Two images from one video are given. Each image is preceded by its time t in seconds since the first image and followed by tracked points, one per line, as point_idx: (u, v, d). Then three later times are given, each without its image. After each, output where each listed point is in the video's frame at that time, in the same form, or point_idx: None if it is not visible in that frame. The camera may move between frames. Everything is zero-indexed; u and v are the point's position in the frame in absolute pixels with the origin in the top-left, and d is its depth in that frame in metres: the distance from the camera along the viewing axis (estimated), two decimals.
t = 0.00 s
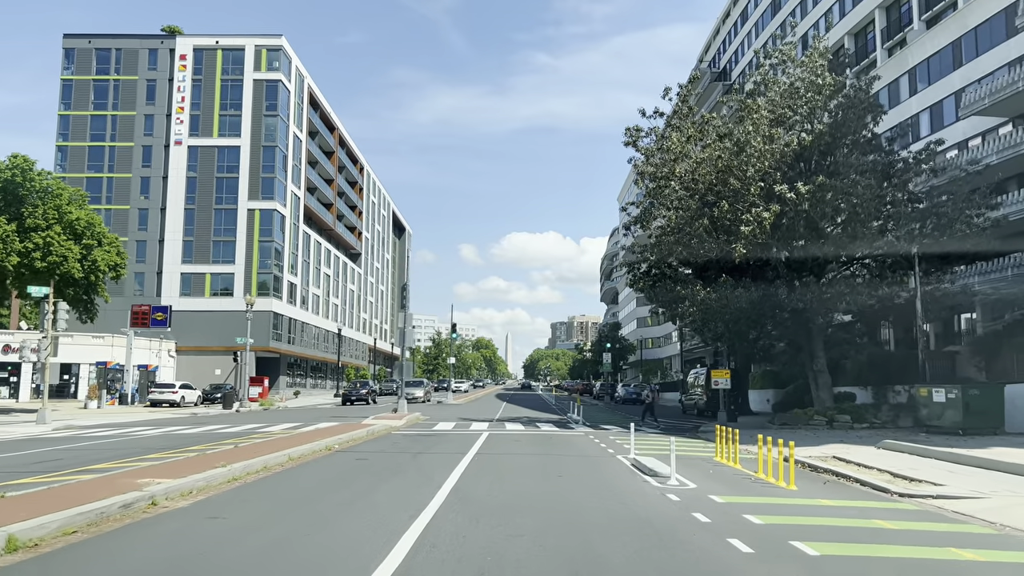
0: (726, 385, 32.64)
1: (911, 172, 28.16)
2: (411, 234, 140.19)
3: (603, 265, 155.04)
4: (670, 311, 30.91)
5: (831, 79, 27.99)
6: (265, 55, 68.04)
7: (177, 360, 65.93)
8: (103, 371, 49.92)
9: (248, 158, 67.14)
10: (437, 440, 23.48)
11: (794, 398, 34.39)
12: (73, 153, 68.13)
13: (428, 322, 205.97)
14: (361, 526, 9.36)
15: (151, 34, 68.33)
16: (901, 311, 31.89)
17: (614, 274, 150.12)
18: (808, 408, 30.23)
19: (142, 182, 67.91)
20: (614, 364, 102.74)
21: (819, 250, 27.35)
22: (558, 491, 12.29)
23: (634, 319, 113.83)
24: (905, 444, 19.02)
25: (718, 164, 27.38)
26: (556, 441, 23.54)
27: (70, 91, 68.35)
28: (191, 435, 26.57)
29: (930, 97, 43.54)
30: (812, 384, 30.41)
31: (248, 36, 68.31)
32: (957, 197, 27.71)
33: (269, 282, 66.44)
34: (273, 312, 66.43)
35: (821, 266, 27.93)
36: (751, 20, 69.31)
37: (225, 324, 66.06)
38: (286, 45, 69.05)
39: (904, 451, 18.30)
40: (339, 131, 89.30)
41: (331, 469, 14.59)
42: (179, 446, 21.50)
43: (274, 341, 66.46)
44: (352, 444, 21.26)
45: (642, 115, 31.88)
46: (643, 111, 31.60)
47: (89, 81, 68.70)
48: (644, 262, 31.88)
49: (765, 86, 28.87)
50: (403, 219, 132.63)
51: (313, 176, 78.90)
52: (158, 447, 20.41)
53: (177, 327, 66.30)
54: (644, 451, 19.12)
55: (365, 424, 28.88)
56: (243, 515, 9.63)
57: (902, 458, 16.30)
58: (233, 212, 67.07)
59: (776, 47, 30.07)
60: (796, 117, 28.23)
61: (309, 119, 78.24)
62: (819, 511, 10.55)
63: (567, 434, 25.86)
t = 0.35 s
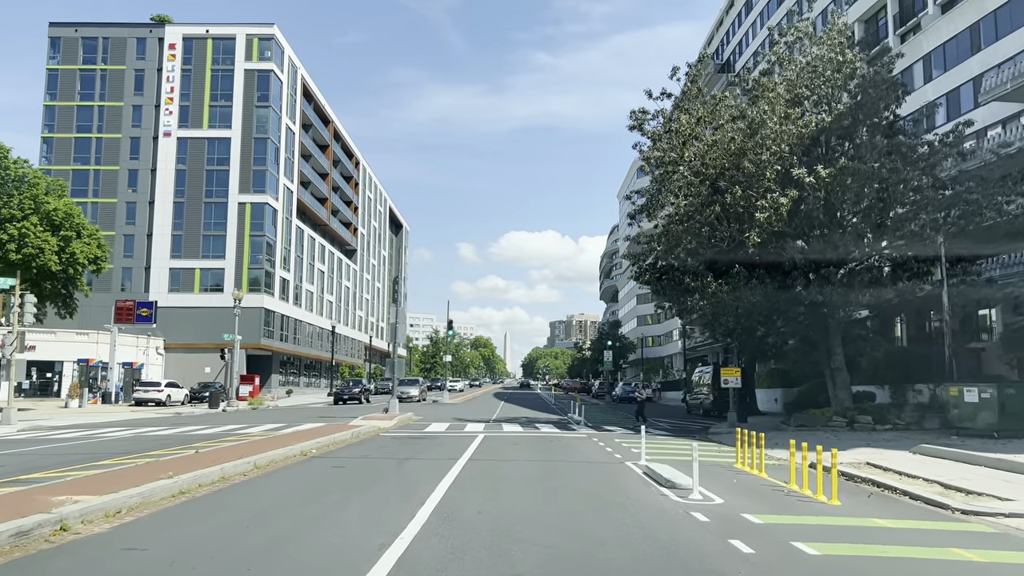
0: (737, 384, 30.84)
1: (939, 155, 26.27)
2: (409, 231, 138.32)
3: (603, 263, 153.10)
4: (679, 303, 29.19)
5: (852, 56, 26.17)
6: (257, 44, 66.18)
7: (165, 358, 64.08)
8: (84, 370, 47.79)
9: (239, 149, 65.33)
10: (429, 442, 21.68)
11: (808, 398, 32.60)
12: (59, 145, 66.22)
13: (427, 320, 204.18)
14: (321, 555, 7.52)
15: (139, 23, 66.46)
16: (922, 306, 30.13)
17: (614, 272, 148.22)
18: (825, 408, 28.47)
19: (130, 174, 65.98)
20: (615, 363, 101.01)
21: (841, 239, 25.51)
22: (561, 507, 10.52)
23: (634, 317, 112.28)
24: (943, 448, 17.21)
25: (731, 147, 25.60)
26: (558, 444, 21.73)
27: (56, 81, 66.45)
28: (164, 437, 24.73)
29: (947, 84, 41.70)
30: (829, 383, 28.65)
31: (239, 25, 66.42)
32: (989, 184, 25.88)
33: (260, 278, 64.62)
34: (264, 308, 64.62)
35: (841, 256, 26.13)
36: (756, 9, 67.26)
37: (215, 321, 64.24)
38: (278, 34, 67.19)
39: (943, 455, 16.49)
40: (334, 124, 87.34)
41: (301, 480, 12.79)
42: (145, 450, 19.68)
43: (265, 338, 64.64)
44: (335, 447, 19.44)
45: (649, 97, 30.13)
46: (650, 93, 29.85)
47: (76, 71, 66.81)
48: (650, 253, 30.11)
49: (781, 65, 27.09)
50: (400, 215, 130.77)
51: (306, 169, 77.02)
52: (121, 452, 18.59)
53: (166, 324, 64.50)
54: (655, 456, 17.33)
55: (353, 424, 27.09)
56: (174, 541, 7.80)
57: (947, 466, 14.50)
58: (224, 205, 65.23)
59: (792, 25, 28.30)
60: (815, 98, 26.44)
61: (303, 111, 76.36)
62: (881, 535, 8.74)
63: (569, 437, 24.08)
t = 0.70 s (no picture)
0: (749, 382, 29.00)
1: (972, 138, 24.36)
2: (406, 228, 136.48)
3: (603, 260, 151.20)
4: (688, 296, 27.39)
5: (878, 30, 24.29)
6: (248, 32, 64.18)
7: (153, 355, 62.18)
8: (64, 368, 45.22)
9: (230, 140, 63.44)
10: (419, 444, 19.75)
11: (825, 397, 30.86)
12: (44, 136, 64.20)
13: (425, 318, 202.42)
14: None
15: (127, 10, 64.46)
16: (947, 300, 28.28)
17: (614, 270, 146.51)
18: (844, 409, 26.65)
19: (117, 166, 63.98)
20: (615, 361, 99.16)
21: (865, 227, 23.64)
22: (564, 534, 8.57)
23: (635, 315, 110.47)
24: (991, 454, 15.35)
25: (746, 126, 23.75)
26: (561, 446, 19.85)
27: (41, 69, 64.43)
28: (132, 439, 22.82)
29: (965, 71, 39.67)
30: (849, 381, 26.87)
31: (230, 13, 64.44)
32: None
33: (251, 273, 62.75)
34: (255, 304, 62.77)
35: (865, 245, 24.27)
36: None
37: (204, 317, 62.38)
38: (270, 22, 65.22)
39: (994, 463, 14.65)
40: (329, 116, 85.34)
41: (255, 501, 10.78)
42: (103, 455, 17.76)
43: (256, 335, 62.72)
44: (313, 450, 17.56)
45: (656, 76, 28.30)
46: (657, 71, 28.01)
47: (61, 60, 64.80)
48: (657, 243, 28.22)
49: (800, 41, 25.22)
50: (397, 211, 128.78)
51: (299, 162, 75.09)
52: (74, 457, 16.72)
53: (153, 321, 62.60)
54: (671, 465, 15.41)
55: (339, 425, 25.16)
56: None
57: (1007, 478, 12.67)
58: (213, 198, 63.30)
59: None
60: (837, 74, 24.55)
61: (296, 102, 74.39)
62: None
63: (571, 439, 22.16)
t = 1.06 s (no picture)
0: (764, 382, 27.18)
1: (1009, 118, 22.47)
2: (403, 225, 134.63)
3: (603, 258, 149.36)
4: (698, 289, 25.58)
5: None
6: (239, 21, 62.30)
7: (139, 353, 60.34)
8: (42, 365, 43.58)
9: (220, 132, 61.60)
10: (406, 449, 17.92)
11: (843, 398, 29.01)
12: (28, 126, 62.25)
13: (422, 317, 200.67)
14: None
15: None
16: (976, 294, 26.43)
17: (613, 268, 144.67)
18: (867, 410, 24.80)
19: (103, 157, 62.05)
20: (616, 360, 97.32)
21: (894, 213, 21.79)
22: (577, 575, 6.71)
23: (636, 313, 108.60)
24: None
25: (765, 104, 21.92)
26: (561, 452, 18.05)
27: (25, 58, 62.48)
28: (97, 442, 20.97)
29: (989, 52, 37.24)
30: (872, 380, 25.03)
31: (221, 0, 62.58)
32: None
33: (241, 268, 60.88)
34: (246, 301, 60.94)
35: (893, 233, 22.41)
36: None
37: (193, 314, 60.53)
38: (262, 11, 63.34)
39: None
40: (323, 109, 83.44)
41: (197, 531, 8.73)
42: (54, 460, 15.93)
43: (246, 332, 60.92)
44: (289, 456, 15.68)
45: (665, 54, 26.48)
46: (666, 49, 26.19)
47: (47, 48, 62.86)
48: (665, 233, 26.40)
49: (822, 12, 23.36)
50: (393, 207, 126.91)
51: (293, 156, 73.20)
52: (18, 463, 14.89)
53: (140, 317, 60.71)
54: (688, 475, 13.62)
55: (322, 427, 23.29)
56: None
57: None
58: (203, 190, 61.43)
59: None
60: (863, 48, 22.70)
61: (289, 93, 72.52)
62: None
63: (573, 443, 20.36)
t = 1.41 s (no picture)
0: (778, 382, 25.40)
1: None
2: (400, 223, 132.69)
3: (602, 257, 147.52)
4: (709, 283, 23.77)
5: None
6: (229, 10, 60.44)
7: (125, 352, 58.50)
8: (19, 366, 42.20)
9: (209, 124, 59.78)
10: (390, 456, 16.12)
11: (861, 399, 27.22)
12: (10, 118, 60.37)
13: (419, 316, 198.79)
14: None
15: None
16: (1007, 289, 24.59)
17: (613, 267, 142.80)
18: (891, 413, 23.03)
19: (88, 150, 60.21)
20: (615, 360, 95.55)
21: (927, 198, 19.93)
22: None
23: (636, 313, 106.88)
24: None
25: (785, 79, 20.12)
26: (563, 460, 16.28)
27: (8, 48, 60.62)
28: (54, 445, 19.20)
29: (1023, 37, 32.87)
30: (896, 381, 23.22)
31: None
32: None
33: (230, 265, 59.07)
34: (235, 298, 59.18)
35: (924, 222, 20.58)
36: None
37: (180, 312, 58.72)
38: None
39: None
40: (317, 103, 81.58)
41: (110, 566, 6.98)
42: None
43: (236, 331, 59.12)
44: (258, 464, 13.87)
45: (675, 30, 24.68)
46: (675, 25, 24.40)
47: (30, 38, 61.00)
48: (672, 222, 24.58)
49: None
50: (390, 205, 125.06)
51: (285, 150, 71.29)
52: None
53: (126, 315, 58.89)
54: (710, 489, 11.84)
55: (302, 431, 21.46)
56: None
57: None
58: (191, 184, 59.63)
59: None
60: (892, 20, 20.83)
61: (282, 86, 70.67)
62: None
63: (576, 449, 18.61)
